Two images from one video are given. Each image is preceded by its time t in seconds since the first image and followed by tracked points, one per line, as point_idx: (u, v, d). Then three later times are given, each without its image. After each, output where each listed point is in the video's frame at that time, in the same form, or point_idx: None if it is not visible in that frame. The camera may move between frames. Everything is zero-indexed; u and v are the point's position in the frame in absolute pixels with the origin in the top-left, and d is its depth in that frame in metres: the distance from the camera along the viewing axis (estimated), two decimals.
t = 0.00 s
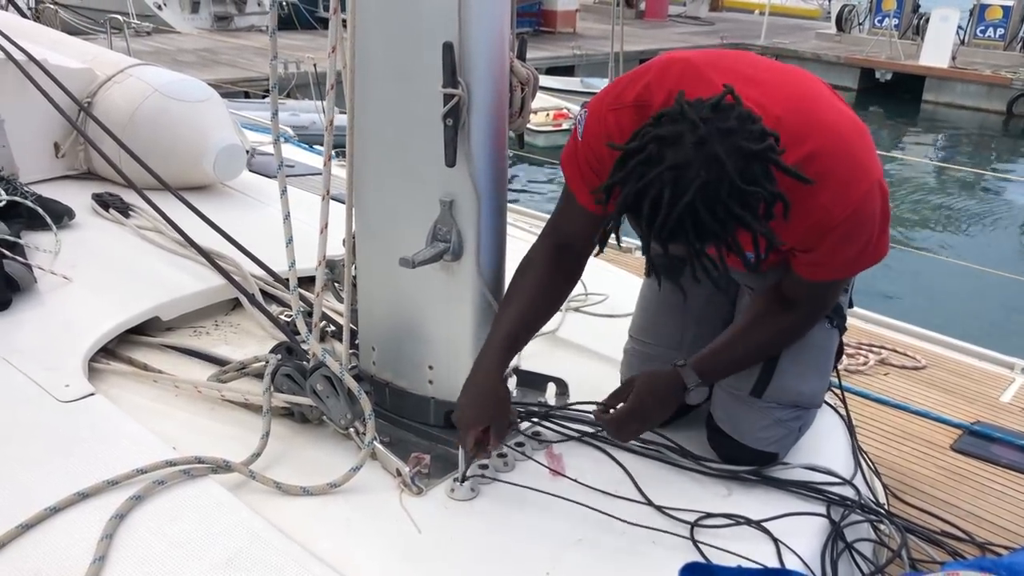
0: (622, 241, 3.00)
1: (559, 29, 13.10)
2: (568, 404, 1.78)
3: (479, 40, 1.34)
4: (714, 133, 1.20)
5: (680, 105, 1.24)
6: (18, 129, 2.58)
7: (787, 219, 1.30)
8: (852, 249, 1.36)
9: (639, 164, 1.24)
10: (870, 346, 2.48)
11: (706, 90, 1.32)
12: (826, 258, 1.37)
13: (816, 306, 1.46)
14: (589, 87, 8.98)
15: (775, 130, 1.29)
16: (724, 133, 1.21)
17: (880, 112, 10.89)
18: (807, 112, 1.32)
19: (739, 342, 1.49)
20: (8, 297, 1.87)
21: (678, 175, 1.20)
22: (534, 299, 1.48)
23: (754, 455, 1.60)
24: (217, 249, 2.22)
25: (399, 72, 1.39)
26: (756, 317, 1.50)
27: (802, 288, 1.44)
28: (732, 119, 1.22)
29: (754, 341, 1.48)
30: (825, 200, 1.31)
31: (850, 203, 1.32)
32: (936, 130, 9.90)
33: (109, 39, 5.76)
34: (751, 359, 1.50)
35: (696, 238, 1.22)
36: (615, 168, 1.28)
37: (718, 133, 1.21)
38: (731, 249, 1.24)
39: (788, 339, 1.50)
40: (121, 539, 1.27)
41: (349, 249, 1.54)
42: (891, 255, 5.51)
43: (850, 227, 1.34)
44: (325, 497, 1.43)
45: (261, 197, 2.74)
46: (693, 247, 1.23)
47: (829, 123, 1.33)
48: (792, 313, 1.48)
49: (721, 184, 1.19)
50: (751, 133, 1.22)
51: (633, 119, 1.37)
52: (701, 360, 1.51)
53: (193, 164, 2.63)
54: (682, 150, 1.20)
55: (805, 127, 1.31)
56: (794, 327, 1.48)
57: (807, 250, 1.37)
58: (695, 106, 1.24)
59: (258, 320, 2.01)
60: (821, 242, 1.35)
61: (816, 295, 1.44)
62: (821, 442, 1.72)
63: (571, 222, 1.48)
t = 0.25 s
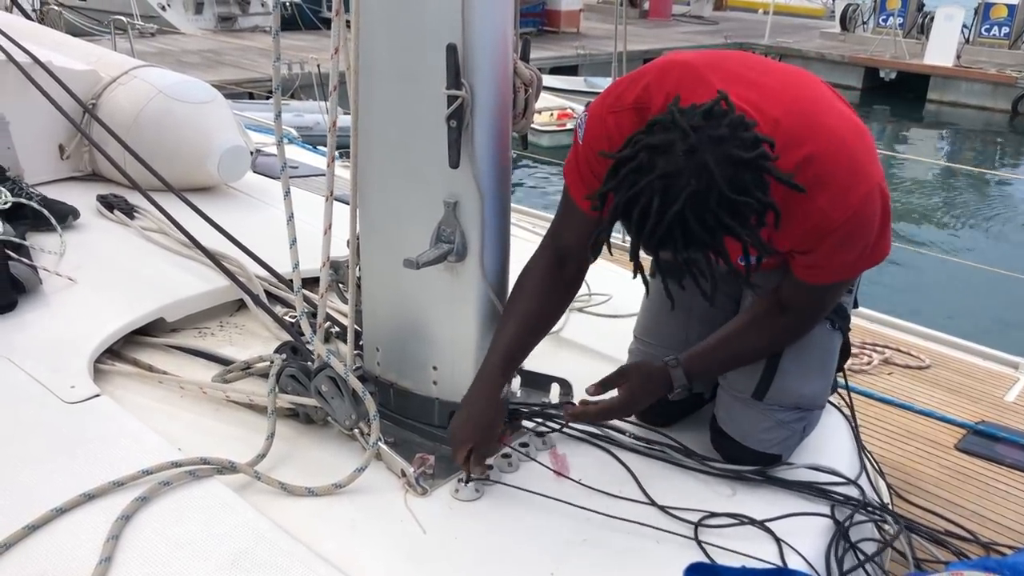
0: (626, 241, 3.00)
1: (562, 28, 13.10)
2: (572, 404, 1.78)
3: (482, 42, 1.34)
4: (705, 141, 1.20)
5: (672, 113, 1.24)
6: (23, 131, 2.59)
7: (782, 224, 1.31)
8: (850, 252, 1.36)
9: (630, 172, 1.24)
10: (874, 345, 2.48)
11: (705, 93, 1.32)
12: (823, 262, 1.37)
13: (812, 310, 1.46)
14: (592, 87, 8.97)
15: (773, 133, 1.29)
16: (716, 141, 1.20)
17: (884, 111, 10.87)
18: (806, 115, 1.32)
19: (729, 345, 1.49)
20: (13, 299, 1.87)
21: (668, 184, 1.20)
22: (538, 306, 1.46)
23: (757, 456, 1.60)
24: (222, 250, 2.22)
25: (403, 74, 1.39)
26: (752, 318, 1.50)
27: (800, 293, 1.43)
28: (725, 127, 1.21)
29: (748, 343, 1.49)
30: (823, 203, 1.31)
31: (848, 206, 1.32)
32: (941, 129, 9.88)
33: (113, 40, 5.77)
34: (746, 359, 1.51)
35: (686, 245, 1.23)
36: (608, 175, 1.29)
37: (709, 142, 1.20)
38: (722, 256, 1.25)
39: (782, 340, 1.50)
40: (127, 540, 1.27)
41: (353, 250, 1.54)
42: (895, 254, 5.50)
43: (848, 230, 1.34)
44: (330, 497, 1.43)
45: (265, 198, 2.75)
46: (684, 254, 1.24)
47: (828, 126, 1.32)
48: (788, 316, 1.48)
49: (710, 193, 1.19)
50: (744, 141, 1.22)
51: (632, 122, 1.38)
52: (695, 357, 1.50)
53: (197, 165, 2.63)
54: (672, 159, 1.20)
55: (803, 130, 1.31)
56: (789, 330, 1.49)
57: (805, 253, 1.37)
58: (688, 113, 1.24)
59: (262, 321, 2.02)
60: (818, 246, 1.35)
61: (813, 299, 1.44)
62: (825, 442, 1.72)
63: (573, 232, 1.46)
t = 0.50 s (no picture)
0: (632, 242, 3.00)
1: (567, 29, 13.10)
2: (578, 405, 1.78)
3: (487, 44, 1.35)
4: (716, 153, 1.21)
5: (681, 123, 1.25)
6: (30, 134, 2.60)
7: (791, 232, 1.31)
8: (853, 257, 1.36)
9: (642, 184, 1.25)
10: (880, 345, 2.48)
11: (709, 95, 1.33)
12: (826, 267, 1.37)
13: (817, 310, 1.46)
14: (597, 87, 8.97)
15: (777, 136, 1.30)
16: (726, 153, 1.21)
17: (890, 111, 10.86)
18: (812, 119, 1.33)
19: (731, 349, 1.49)
20: (21, 301, 1.88)
21: (679, 196, 1.21)
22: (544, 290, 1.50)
23: (763, 456, 1.60)
24: (228, 252, 2.23)
25: (409, 76, 1.40)
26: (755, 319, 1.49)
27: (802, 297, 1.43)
28: (735, 137, 1.22)
29: (751, 345, 1.48)
30: (828, 209, 1.31)
31: (853, 213, 1.32)
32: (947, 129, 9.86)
33: (120, 42, 5.79)
34: (750, 362, 1.50)
35: (698, 257, 1.24)
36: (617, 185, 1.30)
37: (719, 153, 1.21)
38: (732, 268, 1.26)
39: (788, 342, 1.49)
40: (135, 541, 1.28)
41: (359, 251, 1.55)
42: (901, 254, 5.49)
43: (853, 236, 1.34)
44: (337, 498, 1.44)
45: (271, 199, 2.75)
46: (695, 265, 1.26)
47: (834, 130, 1.33)
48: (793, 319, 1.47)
49: (721, 206, 1.20)
50: (754, 151, 1.23)
51: (636, 124, 1.40)
52: (695, 364, 1.51)
53: (203, 168, 2.64)
54: (683, 171, 1.21)
55: (808, 135, 1.31)
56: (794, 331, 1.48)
57: (809, 258, 1.37)
58: (697, 122, 1.25)
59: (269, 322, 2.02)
60: (823, 251, 1.35)
61: (817, 302, 1.44)
62: (831, 442, 1.72)
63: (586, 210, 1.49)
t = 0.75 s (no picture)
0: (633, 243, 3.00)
1: (569, 29, 13.11)
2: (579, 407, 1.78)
3: (488, 47, 1.35)
4: (716, 173, 1.19)
5: (682, 143, 1.23)
6: (32, 137, 2.61)
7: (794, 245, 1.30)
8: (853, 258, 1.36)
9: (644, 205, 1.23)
10: (881, 347, 2.48)
11: (709, 100, 1.34)
12: (826, 270, 1.37)
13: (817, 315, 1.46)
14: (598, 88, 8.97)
15: (777, 140, 1.30)
16: (727, 172, 1.20)
17: (892, 111, 10.85)
18: (811, 123, 1.33)
19: (731, 356, 1.49)
20: (23, 304, 1.89)
21: (681, 217, 1.20)
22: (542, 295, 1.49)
23: (765, 458, 1.60)
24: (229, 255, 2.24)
25: (409, 79, 1.40)
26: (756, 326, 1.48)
27: (802, 302, 1.43)
28: (736, 156, 1.21)
29: (752, 352, 1.49)
30: (828, 212, 1.32)
31: (852, 215, 1.33)
32: (949, 129, 9.86)
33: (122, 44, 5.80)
34: (750, 368, 1.51)
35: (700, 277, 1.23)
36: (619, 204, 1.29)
37: (720, 173, 1.20)
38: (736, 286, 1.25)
39: (789, 346, 1.50)
40: (136, 543, 1.28)
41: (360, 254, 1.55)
42: (903, 254, 5.49)
43: (853, 238, 1.34)
44: (338, 500, 1.44)
45: (273, 202, 2.76)
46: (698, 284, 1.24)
47: (833, 133, 1.33)
48: (793, 324, 1.47)
49: (724, 227, 1.19)
50: (756, 170, 1.21)
51: (637, 130, 1.40)
52: (694, 376, 1.51)
53: (204, 170, 2.64)
54: (684, 192, 1.20)
55: (808, 138, 1.31)
56: (794, 336, 1.49)
57: (810, 261, 1.37)
58: (698, 141, 1.23)
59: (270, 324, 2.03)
60: (823, 254, 1.35)
61: (818, 306, 1.44)
62: (832, 444, 1.72)
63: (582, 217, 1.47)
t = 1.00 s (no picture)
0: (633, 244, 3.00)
1: (570, 29, 13.11)
2: (578, 407, 1.78)
3: (486, 48, 1.35)
4: (728, 207, 1.17)
5: (688, 176, 1.20)
6: (31, 139, 2.61)
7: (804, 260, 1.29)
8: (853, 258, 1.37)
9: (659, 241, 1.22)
10: (881, 347, 2.48)
11: (710, 102, 1.33)
12: (826, 270, 1.38)
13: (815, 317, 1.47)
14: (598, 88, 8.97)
15: (778, 141, 1.29)
16: (739, 205, 1.18)
17: (893, 110, 10.85)
18: (811, 124, 1.33)
19: (729, 361, 1.50)
20: (23, 305, 1.89)
21: (698, 253, 1.19)
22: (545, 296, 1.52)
23: (764, 458, 1.60)
24: (229, 256, 2.24)
25: (407, 79, 1.40)
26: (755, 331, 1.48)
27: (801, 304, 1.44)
28: (745, 185, 1.18)
29: (751, 356, 1.49)
30: (829, 213, 1.32)
31: (854, 215, 1.33)
32: (950, 128, 9.86)
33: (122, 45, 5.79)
34: (747, 371, 1.52)
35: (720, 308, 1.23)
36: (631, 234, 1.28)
37: (733, 207, 1.18)
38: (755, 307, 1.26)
39: (787, 349, 1.50)
40: (135, 544, 1.28)
41: (359, 254, 1.55)
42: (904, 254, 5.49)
43: (854, 239, 1.35)
44: (337, 501, 1.44)
45: (272, 203, 2.76)
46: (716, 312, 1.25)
47: (833, 133, 1.33)
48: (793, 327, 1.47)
49: (741, 260, 1.18)
50: (766, 196, 1.19)
51: (638, 131, 1.41)
52: (695, 376, 1.53)
53: (204, 172, 2.64)
54: (698, 229, 1.18)
55: (808, 140, 1.31)
56: (793, 340, 1.49)
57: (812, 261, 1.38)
58: (705, 171, 1.20)
59: (269, 326, 2.03)
60: (824, 254, 1.36)
61: (817, 308, 1.45)
62: (831, 444, 1.72)
63: (581, 219, 1.50)
